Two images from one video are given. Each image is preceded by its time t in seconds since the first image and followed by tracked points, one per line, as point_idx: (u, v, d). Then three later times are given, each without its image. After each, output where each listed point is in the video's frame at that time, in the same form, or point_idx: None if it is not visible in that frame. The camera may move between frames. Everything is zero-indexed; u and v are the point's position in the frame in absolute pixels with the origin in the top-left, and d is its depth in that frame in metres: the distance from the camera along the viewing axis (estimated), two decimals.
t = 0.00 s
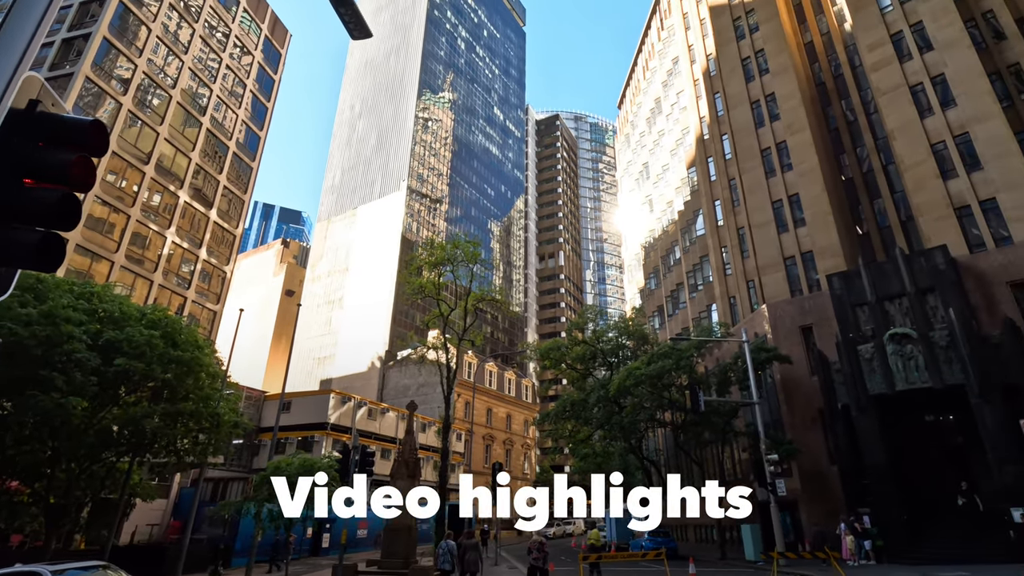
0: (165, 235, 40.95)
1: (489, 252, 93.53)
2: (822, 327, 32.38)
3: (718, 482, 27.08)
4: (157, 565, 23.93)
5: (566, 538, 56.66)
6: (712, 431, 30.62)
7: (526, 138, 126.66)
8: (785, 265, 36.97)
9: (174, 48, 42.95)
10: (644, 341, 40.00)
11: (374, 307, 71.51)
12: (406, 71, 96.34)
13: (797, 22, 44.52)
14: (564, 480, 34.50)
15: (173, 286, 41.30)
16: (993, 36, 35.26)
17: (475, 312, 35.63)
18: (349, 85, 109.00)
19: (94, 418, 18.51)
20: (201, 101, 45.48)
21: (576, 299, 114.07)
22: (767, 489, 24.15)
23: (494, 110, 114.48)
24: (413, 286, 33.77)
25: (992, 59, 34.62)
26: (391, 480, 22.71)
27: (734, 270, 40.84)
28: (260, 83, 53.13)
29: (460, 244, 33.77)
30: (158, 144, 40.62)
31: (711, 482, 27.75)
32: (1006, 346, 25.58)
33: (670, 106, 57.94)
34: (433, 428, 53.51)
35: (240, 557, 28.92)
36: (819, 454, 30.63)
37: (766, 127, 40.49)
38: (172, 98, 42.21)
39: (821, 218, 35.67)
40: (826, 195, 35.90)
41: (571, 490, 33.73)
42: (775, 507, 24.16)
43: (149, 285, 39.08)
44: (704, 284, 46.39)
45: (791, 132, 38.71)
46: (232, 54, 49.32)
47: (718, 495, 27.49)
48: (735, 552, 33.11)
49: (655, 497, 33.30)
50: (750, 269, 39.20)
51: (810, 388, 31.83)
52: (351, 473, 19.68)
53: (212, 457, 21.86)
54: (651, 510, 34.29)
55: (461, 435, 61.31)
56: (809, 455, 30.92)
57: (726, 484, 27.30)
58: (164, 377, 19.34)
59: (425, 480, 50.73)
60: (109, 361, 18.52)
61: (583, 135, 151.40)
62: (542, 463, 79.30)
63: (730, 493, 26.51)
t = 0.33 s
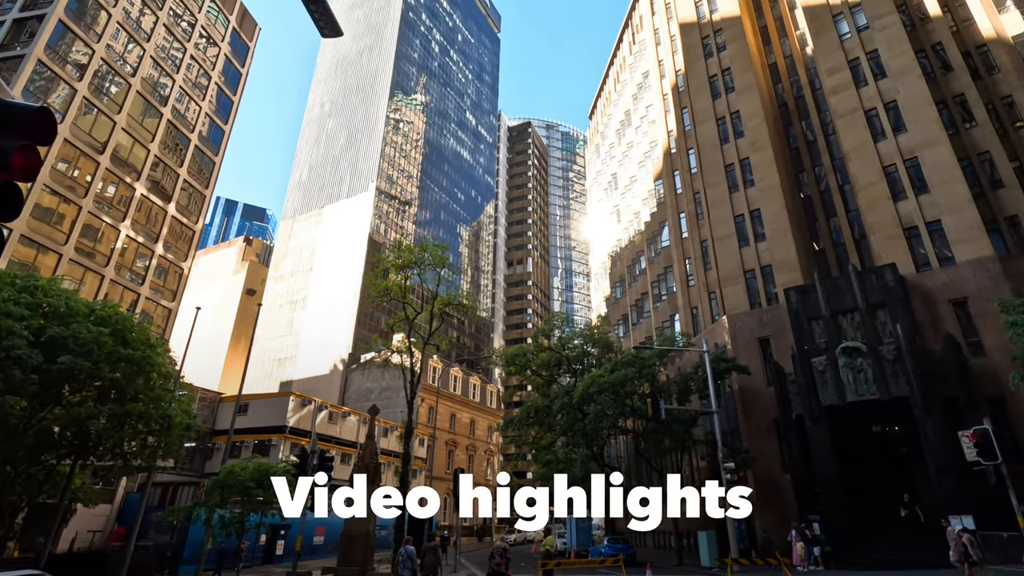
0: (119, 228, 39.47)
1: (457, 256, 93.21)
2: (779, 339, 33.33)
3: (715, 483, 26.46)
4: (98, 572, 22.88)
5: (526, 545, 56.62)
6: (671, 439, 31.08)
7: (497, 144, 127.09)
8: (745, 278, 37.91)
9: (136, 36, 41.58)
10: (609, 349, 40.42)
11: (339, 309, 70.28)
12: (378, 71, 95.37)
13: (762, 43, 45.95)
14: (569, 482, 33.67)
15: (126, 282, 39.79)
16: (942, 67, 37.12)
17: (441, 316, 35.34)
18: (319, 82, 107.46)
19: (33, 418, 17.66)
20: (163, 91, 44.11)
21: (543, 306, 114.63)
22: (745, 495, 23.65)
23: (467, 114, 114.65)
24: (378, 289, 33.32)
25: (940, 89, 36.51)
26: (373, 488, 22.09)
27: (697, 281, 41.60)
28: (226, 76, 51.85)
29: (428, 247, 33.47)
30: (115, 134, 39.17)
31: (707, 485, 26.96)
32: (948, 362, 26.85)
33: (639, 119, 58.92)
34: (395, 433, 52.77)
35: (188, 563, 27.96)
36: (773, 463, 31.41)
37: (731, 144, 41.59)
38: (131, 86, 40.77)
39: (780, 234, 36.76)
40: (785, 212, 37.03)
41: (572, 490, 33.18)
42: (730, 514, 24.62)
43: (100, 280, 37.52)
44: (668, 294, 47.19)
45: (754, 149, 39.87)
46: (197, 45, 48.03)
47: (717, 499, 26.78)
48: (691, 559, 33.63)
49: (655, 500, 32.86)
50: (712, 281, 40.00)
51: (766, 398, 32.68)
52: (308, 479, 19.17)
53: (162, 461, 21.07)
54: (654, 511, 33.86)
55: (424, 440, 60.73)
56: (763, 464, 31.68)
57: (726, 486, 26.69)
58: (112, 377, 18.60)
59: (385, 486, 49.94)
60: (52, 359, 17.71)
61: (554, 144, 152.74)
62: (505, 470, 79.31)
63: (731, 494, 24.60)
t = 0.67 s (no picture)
0: (62, 216, 37.55)
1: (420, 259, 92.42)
2: (732, 352, 34.25)
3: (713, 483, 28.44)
4: None
5: (481, 552, 56.21)
6: (627, 447, 31.43)
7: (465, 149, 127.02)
8: (701, 290, 38.81)
9: (89, 17, 39.87)
10: (569, 357, 40.69)
11: (296, 309, 68.59)
12: (347, 69, 93.96)
13: (724, 64, 47.39)
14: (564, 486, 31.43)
15: (68, 274, 37.89)
16: (889, 97, 39.04)
17: (402, 319, 34.89)
18: (285, 77, 105.46)
19: None
20: (116, 76, 42.34)
21: (506, 312, 114.71)
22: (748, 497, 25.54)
23: (435, 117, 114.32)
24: (338, 289, 32.67)
25: (886, 118, 38.36)
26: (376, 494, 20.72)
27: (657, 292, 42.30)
28: (186, 64, 50.17)
29: (391, 249, 33.03)
30: (62, 118, 37.36)
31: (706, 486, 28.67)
32: (888, 377, 28.09)
33: (605, 131, 59.83)
34: (351, 437, 51.65)
35: (124, 572, 26.61)
36: (723, 472, 32.11)
37: (692, 160, 42.64)
38: (81, 69, 39.01)
39: (736, 250, 37.84)
40: (741, 228, 38.16)
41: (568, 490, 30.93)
42: (681, 521, 25.02)
43: (38, 271, 35.58)
44: (628, 304, 47.89)
45: (713, 166, 41.00)
46: (155, 30, 46.35)
47: (715, 499, 28.61)
48: (643, 566, 34.01)
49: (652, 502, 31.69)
50: (671, 293, 40.74)
51: (719, 408, 33.48)
52: (255, 485, 18.45)
53: (99, 464, 20.08)
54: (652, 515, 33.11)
55: (380, 445, 59.71)
56: (714, 473, 32.33)
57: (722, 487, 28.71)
58: (47, 374, 17.65)
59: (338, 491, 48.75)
60: None
61: (522, 151, 153.68)
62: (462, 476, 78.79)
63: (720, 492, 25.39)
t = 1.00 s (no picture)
0: None
1: (380, 263, 91.18)
2: (684, 365, 35.03)
3: (714, 483, 28.15)
4: None
5: (430, 562, 55.42)
6: (580, 456, 31.56)
7: (429, 153, 126.47)
8: (657, 304, 39.52)
9: None
10: (526, 365, 40.77)
11: (248, 308, 66.53)
12: (311, 65, 92.17)
13: (686, 86, 48.72)
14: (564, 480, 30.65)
15: None
16: (837, 126, 40.90)
17: (358, 323, 34.21)
18: (246, 69, 102.76)
19: None
20: (62, 56, 40.31)
21: (465, 319, 114.20)
22: (749, 498, 27.27)
23: (401, 120, 113.63)
24: (293, 290, 31.75)
25: (834, 146, 40.22)
26: (367, 483, 21.62)
27: (614, 304, 42.77)
28: (140, 50, 48.19)
29: (349, 251, 32.41)
30: None
31: (706, 486, 28.21)
32: (828, 393, 29.23)
33: (569, 144, 60.56)
34: (300, 442, 50.15)
35: None
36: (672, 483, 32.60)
37: (652, 177, 43.61)
38: (23, 47, 37.09)
39: (691, 266, 38.79)
40: (696, 245, 39.18)
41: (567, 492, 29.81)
42: (630, 531, 25.20)
43: None
44: (585, 315, 48.37)
45: (672, 184, 42.06)
46: (106, 11, 44.38)
47: (715, 499, 27.91)
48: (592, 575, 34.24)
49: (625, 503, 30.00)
50: (628, 305, 41.29)
51: (670, 419, 34.16)
52: (194, 491, 17.59)
53: (21, 467, 18.88)
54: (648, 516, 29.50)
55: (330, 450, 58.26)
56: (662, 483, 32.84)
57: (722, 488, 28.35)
58: None
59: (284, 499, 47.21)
60: None
61: (487, 159, 154.05)
62: (414, 484, 77.73)
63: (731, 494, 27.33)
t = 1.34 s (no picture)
0: None
1: (341, 266, 89.41)
2: (642, 378, 35.36)
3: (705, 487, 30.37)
4: None
5: (381, 574, 54.07)
6: (537, 467, 31.31)
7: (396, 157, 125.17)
8: (617, 317, 39.74)
9: None
10: (486, 375, 40.48)
11: (200, 309, 64.18)
12: (278, 62, 90.16)
13: (652, 105, 49.63)
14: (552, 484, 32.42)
15: None
16: (793, 151, 42.33)
17: (316, 327, 33.27)
18: (209, 61, 99.71)
19: None
20: (9, 36, 38.01)
21: (426, 325, 112.93)
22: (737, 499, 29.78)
23: (369, 123, 112.33)
24: (248, 290, 30.59)
25: (790, 170, 41.62)
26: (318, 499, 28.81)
27: (576, 315, 42.85)
28: (95, 35, 46.22)
29: (310, 253, 31.48)
30: None
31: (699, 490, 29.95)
32: (778, 408, 30.01)
33: (537, 155, 60.86)
34: (249, 449, 48.33)
35: None
36: (627, 494, 32.64)
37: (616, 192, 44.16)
38: None
39: (652, 280, 39.32)
40: (657, 261, 39.77)
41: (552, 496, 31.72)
42: (584, 543, 25.04)
43: None
44: (547, 325, 48.38)
45: (636, 200, 42.69)
46: None
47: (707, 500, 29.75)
48: None
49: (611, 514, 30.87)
50: (589, 317, 41.42)
51: (626, 431, 34.29)
52: (132, 499, 16.55)
53: None
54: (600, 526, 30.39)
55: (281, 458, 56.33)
56: (617, 494, 32.87)
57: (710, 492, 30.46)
58: None
59: (230, 507, 45.35)
60: None
61: (454, 166, 153.52)
62: (367, 494, 75.93)
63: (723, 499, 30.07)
